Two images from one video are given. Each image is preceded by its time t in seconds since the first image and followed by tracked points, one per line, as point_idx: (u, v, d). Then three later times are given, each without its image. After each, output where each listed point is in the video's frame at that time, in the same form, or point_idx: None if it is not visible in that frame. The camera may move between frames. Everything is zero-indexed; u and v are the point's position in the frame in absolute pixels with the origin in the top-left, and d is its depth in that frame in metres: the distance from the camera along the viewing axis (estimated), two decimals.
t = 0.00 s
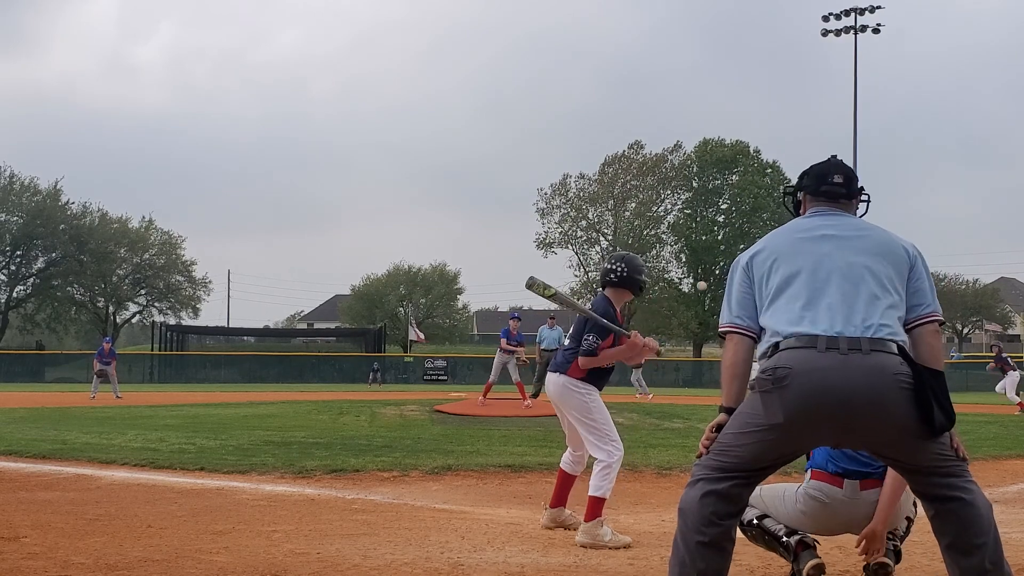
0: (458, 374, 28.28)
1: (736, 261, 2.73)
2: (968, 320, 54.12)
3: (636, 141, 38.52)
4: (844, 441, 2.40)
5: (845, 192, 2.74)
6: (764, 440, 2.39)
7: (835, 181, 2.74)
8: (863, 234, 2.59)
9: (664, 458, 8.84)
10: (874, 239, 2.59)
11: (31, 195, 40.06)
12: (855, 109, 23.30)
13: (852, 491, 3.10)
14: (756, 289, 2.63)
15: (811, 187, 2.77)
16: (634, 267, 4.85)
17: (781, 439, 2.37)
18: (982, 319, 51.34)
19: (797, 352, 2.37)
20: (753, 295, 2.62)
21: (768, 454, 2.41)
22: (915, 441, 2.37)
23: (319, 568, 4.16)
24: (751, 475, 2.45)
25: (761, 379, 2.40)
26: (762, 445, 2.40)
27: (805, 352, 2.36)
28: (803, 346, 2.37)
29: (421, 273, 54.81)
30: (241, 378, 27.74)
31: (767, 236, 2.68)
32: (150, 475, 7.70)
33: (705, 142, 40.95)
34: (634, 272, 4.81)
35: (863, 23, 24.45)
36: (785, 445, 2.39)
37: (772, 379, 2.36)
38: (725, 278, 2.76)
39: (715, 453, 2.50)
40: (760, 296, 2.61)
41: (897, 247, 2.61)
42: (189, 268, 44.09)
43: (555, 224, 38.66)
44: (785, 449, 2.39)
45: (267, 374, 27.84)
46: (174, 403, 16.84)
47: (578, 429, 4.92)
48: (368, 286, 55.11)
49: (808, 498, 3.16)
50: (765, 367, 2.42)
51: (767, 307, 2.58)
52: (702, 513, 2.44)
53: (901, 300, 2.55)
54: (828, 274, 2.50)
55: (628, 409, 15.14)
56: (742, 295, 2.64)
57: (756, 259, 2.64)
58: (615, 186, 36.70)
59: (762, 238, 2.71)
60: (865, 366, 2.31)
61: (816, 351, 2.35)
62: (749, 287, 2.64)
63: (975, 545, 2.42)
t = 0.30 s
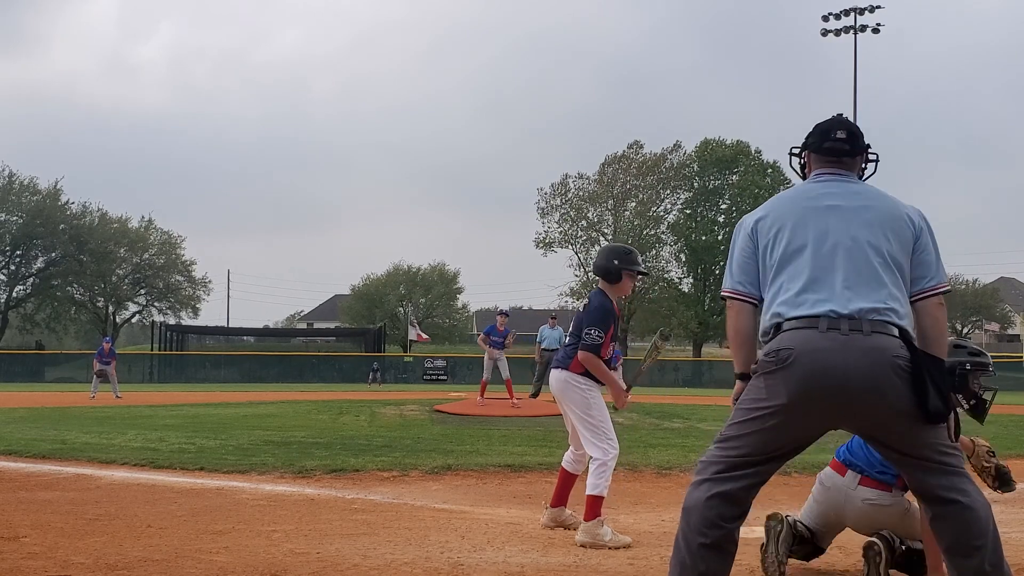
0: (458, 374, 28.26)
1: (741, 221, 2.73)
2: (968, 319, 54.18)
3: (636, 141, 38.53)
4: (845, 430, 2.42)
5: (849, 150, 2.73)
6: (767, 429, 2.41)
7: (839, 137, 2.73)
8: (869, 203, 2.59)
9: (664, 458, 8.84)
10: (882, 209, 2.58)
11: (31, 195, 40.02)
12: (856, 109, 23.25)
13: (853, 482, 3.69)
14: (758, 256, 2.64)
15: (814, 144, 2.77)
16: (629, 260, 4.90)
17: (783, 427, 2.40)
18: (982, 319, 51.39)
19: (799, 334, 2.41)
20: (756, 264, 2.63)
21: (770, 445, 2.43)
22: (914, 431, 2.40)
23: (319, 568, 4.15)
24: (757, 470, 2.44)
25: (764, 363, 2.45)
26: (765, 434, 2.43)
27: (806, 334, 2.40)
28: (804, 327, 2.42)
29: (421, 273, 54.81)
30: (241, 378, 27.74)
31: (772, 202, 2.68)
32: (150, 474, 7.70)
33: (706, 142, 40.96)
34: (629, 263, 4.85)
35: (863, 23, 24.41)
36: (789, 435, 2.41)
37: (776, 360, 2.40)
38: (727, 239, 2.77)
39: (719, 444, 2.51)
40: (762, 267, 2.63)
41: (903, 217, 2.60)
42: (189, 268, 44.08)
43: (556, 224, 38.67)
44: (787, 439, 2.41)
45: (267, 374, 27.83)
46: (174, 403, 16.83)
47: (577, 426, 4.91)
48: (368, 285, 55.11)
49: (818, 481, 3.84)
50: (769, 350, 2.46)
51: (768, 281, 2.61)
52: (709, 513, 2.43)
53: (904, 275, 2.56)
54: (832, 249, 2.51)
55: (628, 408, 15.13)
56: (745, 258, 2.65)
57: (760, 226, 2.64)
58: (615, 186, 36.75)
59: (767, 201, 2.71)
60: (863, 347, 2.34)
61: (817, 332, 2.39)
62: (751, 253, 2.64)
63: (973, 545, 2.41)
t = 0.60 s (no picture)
0: (458, 374, 28.29)
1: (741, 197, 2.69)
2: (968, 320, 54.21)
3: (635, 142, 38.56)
4: (846, 427, 2.43)
5: (861, 123, 2.71)
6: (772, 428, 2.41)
7: (853, 110, 2.70)
8: (873, 185, 2.57)
9: (664, 459, 8.85)
10: (887, 192, 2.56)
11: (31, 195, 40.02)
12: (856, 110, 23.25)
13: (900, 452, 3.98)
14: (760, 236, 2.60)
15: (826, 115, 2.71)
16: (626, 262, 4.90)
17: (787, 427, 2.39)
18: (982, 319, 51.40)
19: (799, 328, 2.42)
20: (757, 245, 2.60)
21: (775, 446, 2.42)
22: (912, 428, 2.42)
23: (319, 568, 4.16)
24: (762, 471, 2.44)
25: (767, 357, 2.45)
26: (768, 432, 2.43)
27: (807, 328, 2.41)
28: (805, 322, 2.42)
29: (422, 272, 54.85)
30: (241, 378, 27.74)
31: (775, 181, 2.63)
32: (150, 475, 7.70)
33: (706, 143, 40.99)
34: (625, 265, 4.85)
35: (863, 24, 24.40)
36: (791, 435, 2.40)
37: (780, 354, 2.41)
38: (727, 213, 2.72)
39: (726, 448, 2.52)
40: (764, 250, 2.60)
41: (907, 199, 2.59)
42: (189, 268, 44.12)
43: (556, 224, 38.72)
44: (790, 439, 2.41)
45: (266, 373, 27.86)
46: (175, 403, 16.85)
47: (591, 434, 4.91)
48: (369, 285, 55.16)
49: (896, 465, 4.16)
50: (771, 343, 2.47)
51: (770, 267, 2.59)
52: (718, 520, 2.42)
53: (906, 260, 2.56)
54: (837, 239, 2.50)
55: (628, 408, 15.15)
56: (745, 236, 2.58)
57: (762, 207, 2.60)
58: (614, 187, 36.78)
59: (770, 179, 2.66)
60: (863, 344, 2.36)
61: (819, 327, 2.39)
62: (753, 231, 2.58)
63: (966, 548, 2.41)
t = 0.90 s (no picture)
0: (459, 375, 28.29)
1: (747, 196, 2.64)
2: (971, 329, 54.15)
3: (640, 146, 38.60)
4: (847, 435, 2.44)
5: (873, 132, 2.68)
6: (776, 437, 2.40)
7: (869, 117, 2.67)
8: (882, 193, 2.55)
9: (665, 461, 8.85)
10: (897, 201, 2.55)
11: (35, 189, 40.07)
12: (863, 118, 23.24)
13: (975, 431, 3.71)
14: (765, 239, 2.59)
15: (840, 120, 2.67)
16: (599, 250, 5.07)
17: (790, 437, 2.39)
18: (985, 329, 51.31)
19: (804, 336, 2.43)
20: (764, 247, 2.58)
21: (779, 454, 2.41)
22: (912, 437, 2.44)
23: (319, 564, 4.16)
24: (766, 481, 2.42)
25: (770, 364, 2.46)
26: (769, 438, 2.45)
27: (812, 336, 2.42)
28: (810, 330, 2.44)
29: (425, 273, 54.89)
30: (243, 374, 27.76)
31: (784, 185, 2.59)
32: (151, 469, 7.71)
33: (711, 149, 41.02)
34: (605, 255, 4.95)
35: (871, 32, 24.42)
36: (794, 444, 2.39)
37: (783, 361, 2.42)
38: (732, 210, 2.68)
39: (729, 456, 2.52)
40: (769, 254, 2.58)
41: (915, 207, 2.59)
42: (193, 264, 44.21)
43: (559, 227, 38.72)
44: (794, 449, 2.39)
45: (268, 370, 27.88)
46: (177, 398, 16.87)
47: (580, 421, 4.83)
48: (372, 284, 55.23)
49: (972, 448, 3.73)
50: (774, 349, 2.48)
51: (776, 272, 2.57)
52: (721, 528, 2.42)
53: (910, 269, 2.57)
54: (847, 250, 2.49)
55: (629, 410, 15.15)
56: (752, 239, 2.53)
57: (770, 211, 2.56)
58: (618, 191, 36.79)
59: (778, 181, 2.63)
60: (868, 352, 2.39)
61: (823, 335, 2.41)
62: (760, 235, 2.54)
63: (963, 560, 2.40)
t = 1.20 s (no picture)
0: (462, 380, 28.26)
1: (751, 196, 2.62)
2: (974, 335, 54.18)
3: (641, 150, 38.63)
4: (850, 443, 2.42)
5: (878, 135, 2.68)
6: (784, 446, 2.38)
7: (874, 122, 2.66)
8: (888, 200, 2.54)
9: (667, 468, 8.84)
10: (902, 209, 2.54)
11: (39, 193, 40.15)
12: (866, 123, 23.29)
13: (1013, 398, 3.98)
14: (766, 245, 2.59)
15: (846, 124, 2.66)
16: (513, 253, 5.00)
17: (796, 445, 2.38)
18: (989, 334, 51.24)
19: (809, 344, 2.43)
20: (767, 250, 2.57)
21: (783, 462, 2.39)
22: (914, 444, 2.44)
23: (320, 571, 4.15)
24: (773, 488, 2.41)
25: (774, 374, 2.46)
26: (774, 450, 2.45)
27: (817, 344, 2.42)
28: (814, 338, 2.43)
29: (428, 277, 54.91)
30: (246, 379, 27.76)
31: (789, 189, 2.57)
32: (152, 474, 7.71)
33: (713, 154, 41.09)
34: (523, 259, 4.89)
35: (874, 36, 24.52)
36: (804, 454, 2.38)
37: (788, 370, 2.42)
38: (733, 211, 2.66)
39: (730, 465, 2.50)
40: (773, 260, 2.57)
41: (919, 214, 2.58)
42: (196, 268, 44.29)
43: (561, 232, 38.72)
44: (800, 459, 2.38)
45: (270, 375, 27.88)
46: (179, 404, 16.86)
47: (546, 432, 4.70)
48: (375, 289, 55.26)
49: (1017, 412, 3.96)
50: (778, 358, 2.48)
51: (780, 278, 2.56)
52: (724, 535, 2.42)
53: (914, 276, 2.56)
54: (852, 258, 2.48)
55: (631, 417, 15.15)
56: (756, 246, 2.51)
57: (776, 214, 2.54)
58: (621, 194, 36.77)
59: (781, 185, 2.61)
60: (873, 361, 2.39)
61: (829, 343, 2.41)
62: (765, 242, 2.51)
63: (967, 567, 2.38)
